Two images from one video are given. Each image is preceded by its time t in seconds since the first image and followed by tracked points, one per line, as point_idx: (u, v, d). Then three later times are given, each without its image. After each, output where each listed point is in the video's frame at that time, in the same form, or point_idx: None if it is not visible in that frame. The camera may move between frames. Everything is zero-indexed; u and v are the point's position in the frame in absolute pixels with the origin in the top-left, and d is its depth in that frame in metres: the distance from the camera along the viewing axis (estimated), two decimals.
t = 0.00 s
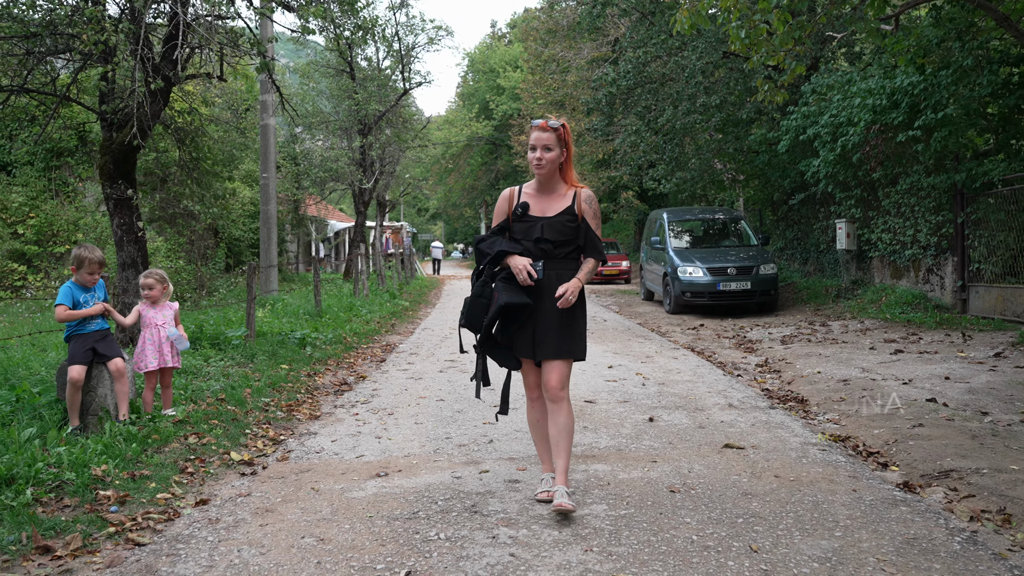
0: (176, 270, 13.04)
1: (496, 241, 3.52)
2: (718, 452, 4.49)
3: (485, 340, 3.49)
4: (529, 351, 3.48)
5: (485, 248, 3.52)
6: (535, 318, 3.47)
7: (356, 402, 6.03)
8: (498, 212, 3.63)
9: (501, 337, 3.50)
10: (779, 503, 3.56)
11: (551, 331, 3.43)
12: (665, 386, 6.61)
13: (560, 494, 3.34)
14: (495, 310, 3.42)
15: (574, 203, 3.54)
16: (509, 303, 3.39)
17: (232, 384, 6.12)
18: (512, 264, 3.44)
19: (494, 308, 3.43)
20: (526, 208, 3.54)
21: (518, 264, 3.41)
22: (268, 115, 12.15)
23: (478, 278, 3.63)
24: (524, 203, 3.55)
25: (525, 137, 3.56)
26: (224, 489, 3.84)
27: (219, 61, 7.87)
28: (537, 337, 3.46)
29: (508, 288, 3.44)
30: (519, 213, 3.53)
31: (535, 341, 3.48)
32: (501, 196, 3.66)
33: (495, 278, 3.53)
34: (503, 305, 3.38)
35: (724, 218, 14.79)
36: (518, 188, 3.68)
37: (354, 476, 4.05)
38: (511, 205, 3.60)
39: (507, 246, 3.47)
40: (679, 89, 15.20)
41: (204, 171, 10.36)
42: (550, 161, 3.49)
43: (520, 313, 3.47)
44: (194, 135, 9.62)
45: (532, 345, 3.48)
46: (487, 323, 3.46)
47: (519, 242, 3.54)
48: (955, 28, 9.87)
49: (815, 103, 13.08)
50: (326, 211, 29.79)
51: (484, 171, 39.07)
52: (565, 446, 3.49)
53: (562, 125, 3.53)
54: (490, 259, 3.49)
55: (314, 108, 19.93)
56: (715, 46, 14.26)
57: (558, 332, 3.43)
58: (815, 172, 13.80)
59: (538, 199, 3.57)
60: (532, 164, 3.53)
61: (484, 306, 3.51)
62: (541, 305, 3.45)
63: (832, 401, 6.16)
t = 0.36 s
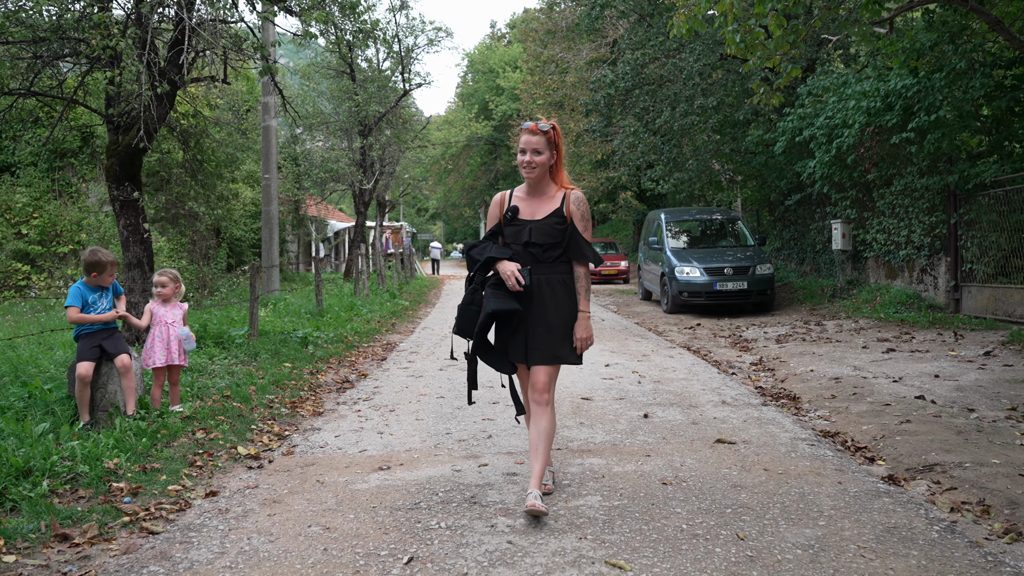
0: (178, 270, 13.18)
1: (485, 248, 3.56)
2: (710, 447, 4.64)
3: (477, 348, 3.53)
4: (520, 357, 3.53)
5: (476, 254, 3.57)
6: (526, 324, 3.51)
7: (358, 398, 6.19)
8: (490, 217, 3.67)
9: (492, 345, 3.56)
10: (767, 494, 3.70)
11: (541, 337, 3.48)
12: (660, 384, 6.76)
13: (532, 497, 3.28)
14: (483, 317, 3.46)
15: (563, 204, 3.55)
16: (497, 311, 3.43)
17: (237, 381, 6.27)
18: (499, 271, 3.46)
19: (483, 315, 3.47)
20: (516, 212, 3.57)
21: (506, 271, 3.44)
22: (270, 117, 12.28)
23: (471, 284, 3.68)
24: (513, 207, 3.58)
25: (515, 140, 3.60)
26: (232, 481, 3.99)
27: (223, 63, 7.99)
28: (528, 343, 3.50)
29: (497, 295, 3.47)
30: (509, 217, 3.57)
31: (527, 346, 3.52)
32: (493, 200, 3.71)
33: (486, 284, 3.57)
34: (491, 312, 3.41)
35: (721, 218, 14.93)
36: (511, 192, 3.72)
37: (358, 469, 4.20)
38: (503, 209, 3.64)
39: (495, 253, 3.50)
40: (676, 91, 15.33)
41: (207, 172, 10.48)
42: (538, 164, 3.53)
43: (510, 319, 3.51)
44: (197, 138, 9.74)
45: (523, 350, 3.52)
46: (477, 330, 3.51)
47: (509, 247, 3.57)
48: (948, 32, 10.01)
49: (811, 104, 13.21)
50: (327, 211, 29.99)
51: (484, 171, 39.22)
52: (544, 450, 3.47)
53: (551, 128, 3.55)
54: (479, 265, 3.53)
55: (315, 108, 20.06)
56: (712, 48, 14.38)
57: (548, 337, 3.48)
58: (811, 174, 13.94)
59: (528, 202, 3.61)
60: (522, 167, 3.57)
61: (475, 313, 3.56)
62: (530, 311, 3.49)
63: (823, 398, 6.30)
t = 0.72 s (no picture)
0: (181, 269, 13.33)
1: (479, 246, 3.56)
2: (702, 440, 4.79)
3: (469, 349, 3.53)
4: (512, 358, 3.50)
5: (470, 252, 3.56)
6: (520, 323, 3.50)
7: (359, 394, 6.34)
8: (481, 214, 3.66)
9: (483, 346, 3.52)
10: (755, 484, 3.85)
11: (535, 336, 3.48)
12: (656, 381, 6.90)
13: (527, 499, 3.36)
14: (478, 315, 3.44)
15: (557, 201, 3.58)
16: (493, 308, 3.41)
17: (242, 377, 6.42)
18: (496, 268, 3.46)
19: (478, 314, 3.45)
20: (508, 209, 3.59)
21: (503, 269, 3.42)
22: (271, 118, 12.42)
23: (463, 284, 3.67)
24: (506, 204, 3.59)
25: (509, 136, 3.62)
26: (240, 472, 4.14)
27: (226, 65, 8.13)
28: (521, 343, 3.49)
29: (491, 293, 3.46)
30: (501, 214, 3.58)
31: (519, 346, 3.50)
32: (483, 197, 3.71)
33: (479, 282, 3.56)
34: (486, 310, 3.40)
35: (718, 219, 15.08)
36: (502, 189, 3.73)
37: (361, 461, 4.34)
38: (494, 206, 3.65)
39: (490, 250, 3.49)
40: (674, 92, 15.47)
41: (210, 173, 10.62)
42: (531, 158, 3.54)
43: (505, 319, 3.49)
44: (201, 138, 9.87)
45: (516, 351, 3.50)
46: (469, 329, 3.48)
47: (502, 245, 3.57)
48: (940, 35, 10.15)
49: (807, 106, 13.36)
50: (326, 211, 30.16)
51: (483, 171, 39.40)
52: (536, 453, 3.53)
53: (552, 126, 3.58)
54: (474, 263, 3.52)
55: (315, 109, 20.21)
56: (709, 49, 14.52)
57: (542, 337, 3.48)
58: (806, 174, 14.08)
59: (520, 199, 3.62)
60: (514, 161, 3.58)
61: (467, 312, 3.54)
62: (525, 310, 3.49)
63: (814, 395, 6.45)
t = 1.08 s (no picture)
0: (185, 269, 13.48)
1: (486, 243, 3.58)
2: (698, 435, 4.93)
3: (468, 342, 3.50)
4: (512, 353, 3.48)
5: (476, 248, 3.57)
6: (525, 320, 3.51)
7: (364, 391, 6.48)
8: (482, 210, 3.66)
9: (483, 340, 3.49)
10: (749, 475, 3.99)
11: (539, 334, 3.51)
12: (655, 378, 7.03)
13: (528, 489, 3.50)
14: (484, 309, 3.44)
15: (561, 202, 3.62)
16: (502, 303, 3.42)
17: (250, 375, 6.56)
18: (506, 266, 3.50)
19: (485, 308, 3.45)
20: (512, 209, 3.59)
21: (516, 268, 3.46)
22: (275, 120, 12.56)
23: (464, 281, 3.67)
24: (510, 203, 3.59)
25: (512, 134, 3.64)
26: (251, 465, 4.28)
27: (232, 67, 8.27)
28: (525, 340, 3.50)
29: (499, 289, 3.48)
30: (504, 214, 3.58)
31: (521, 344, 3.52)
32: (483, 193, 3.69)
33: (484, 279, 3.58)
34: (494, 303, 3.41)
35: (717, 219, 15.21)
36: (501, 186, 3.72)
37: (368, 454, 4.48)
38: (495, 203, 3.64)
39: (499, 249, 3.53)
40: (674, 93, 15.59)
41: (215, 174, 10.77)
42: (535, 157, 3.57)
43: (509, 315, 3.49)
44: (206, 139, 10.02)
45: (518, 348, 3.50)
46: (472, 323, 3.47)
47: (508, 244, 3.60)
48: (936, 37, 10.27)
49: (805, 107, 13.48)
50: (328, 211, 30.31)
51: (484, 171, 39.55)
52: (536, 449, 3.65)
53: (547, 122, 3.63)
54: (482, 260, 3.54)
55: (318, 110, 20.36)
56: (709, 51, 14.64)
57: (546, 335, 3.52)
58: (805, 174, 14.21)
59: (523, 198, 3.63)
60: (517, 160, 3.60)
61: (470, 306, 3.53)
62: (531, 308, 3.51)
63: (810, 392, 6.57)
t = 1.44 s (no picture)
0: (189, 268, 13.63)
1: (491, 247, 3.59)
2: (695, 429, 5.07)
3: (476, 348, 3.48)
4: (519, 361, 3.54)
5: (482, 253, 3.57)
6: (530, 327, 3.59)
7: (369, 388, 6.62)
8: (483, 212, 3.65)
9: (491, 349, 3.51)
10: (743, 467, 4.13)
11: (543, 341, 3.61)
12: (654, 375, 7.17)
13: (530, 481, 3.66)
14: (496, 318, 3.44)
15: (563, 208, 3.70)
16: (514, 312, 3.44)
17: (257, 372, 6.70)
18: (514, 273, 3.54)
19: (497, 316, 3.45)
20: (516, 212, 3.63)
21: (524, 275, 3.52)
22: (279, 122, 12.70)
23: (466, 284, 3.65)
24: (514, 206, 3.63)
25: (515, 136, 3.69)
26: (262, 457, 4.43)
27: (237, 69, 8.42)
28: (530, 348, 3.58)
29: (508, 297, 3.50)
30: (510, 217, 3.61)
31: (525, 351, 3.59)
32: (485, 193, 3.69)
33: (488, 284, 3.58)
34: (508, 312, 3.42)
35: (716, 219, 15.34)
36: (501, 186, 3.75)
37: (374, 447, 4.62)
38: (498, 205, 3.65)
39: (505, 254, 3.56)
40: (673, 94, 15.74)
41: (220, 174, 10.93)
42: (540, 159, 3.66)
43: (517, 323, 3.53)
44: (211, 141, 10.17)
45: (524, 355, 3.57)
46: (483, 331, 3.46)
47: (511, 249, 3.63)
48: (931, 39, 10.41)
49: (803, 108, 13.61)
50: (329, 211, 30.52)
51: (484, 171, 39.72)
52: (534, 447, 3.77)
53: (546, 124, 3.73)
54: (489, 265, 3.55)
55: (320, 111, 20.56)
56: (708, 53, 14.78)
57: (549, 342, 3.63)
58: (803, 175, 14.35)
59: (526, 201, 3.68)
60: (521, 162, 3.67)
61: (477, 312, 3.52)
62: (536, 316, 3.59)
63: (805, 389, 6.71)
